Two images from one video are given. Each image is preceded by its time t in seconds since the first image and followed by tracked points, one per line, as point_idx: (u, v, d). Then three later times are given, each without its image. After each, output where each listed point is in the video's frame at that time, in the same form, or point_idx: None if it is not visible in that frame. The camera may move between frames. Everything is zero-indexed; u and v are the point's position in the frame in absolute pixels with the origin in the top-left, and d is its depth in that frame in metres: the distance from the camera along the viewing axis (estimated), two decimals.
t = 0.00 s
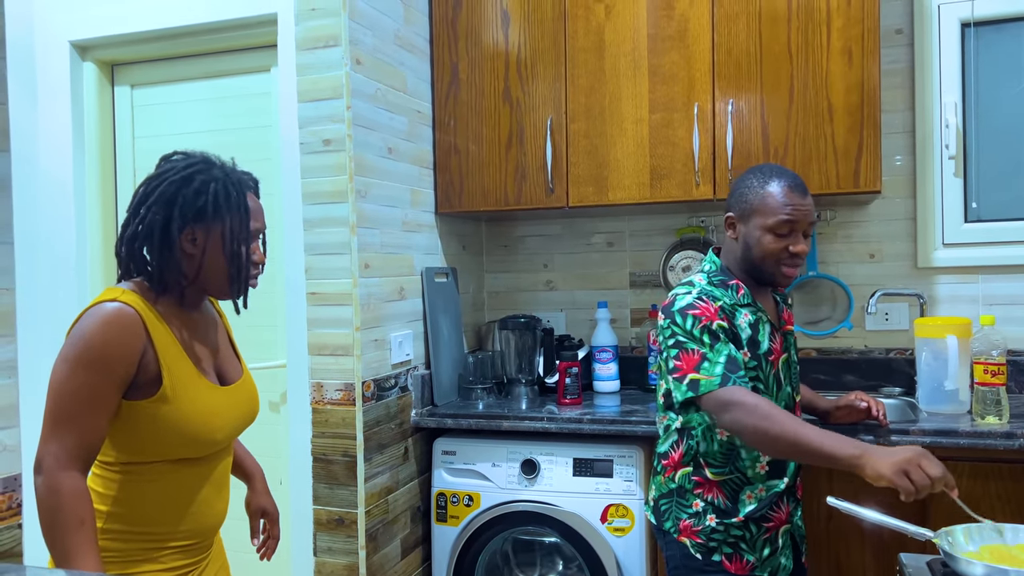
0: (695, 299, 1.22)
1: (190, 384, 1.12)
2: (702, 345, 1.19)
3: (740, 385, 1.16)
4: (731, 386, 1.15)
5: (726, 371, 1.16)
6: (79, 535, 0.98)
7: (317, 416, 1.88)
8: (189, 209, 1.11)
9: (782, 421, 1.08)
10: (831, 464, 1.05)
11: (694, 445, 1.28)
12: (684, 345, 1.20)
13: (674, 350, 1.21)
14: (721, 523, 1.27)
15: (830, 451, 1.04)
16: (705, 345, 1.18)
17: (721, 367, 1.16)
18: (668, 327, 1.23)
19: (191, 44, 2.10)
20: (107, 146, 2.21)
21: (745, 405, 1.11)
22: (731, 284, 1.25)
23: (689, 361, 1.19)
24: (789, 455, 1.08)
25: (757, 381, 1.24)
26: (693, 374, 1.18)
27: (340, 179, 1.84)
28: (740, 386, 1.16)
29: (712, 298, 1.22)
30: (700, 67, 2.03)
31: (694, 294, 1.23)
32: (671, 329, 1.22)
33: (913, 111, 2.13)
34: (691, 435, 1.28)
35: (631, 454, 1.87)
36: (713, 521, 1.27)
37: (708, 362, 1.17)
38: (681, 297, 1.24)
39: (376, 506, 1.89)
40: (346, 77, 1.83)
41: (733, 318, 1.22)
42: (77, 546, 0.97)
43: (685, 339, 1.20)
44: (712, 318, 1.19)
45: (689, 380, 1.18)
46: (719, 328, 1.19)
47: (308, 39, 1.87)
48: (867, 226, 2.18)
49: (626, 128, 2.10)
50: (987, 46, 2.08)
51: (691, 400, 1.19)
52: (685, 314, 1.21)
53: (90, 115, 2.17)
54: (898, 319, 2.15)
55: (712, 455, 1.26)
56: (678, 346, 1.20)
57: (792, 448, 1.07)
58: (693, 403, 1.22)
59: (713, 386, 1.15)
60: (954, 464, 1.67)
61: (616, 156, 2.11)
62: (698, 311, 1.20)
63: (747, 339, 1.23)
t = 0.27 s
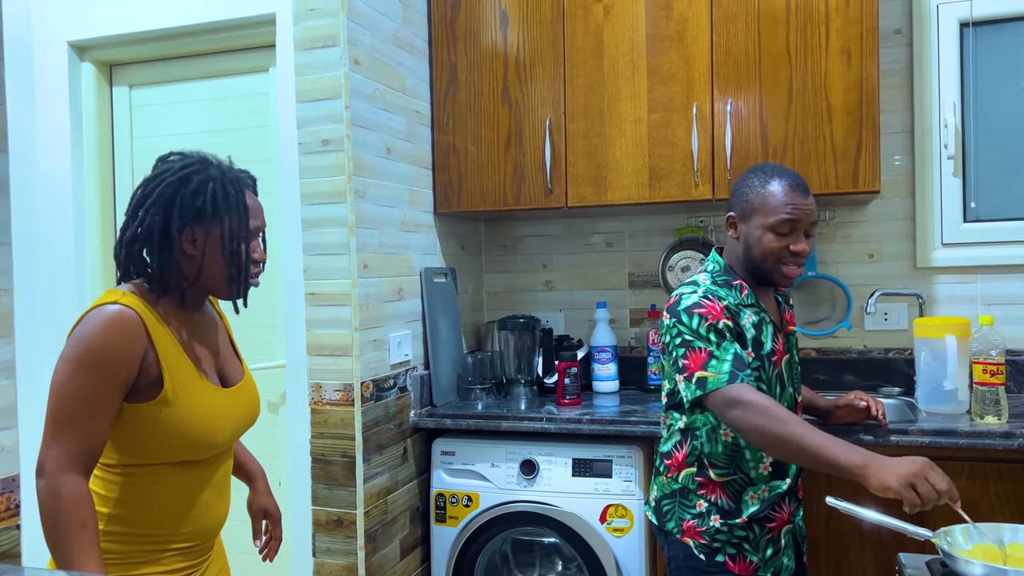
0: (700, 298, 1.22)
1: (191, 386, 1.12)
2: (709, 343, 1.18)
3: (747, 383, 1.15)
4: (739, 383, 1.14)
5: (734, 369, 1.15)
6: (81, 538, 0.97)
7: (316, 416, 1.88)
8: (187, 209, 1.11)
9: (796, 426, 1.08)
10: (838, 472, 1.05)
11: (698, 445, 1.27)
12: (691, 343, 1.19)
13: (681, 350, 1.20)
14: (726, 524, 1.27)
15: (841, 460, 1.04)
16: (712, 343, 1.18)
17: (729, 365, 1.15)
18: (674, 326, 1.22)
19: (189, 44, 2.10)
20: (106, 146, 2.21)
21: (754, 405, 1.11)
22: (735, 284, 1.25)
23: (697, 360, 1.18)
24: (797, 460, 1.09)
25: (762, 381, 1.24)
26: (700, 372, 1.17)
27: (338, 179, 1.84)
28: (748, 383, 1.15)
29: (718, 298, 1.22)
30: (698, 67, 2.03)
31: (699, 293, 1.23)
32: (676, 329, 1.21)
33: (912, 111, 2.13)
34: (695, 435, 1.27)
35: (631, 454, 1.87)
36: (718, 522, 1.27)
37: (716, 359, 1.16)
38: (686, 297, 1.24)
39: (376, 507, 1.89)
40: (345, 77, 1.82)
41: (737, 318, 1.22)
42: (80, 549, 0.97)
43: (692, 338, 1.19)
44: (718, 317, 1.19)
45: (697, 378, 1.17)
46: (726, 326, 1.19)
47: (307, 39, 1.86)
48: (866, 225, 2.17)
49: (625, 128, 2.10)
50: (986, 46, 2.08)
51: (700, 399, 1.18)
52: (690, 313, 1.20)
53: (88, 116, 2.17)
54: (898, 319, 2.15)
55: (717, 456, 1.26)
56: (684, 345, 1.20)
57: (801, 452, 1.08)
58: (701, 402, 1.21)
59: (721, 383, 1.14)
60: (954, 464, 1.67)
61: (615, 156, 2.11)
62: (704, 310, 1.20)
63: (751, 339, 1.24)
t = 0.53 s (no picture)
0: (707, 298, 1.21)
1: (193, 387, 1.12)
2: (720, 342, 1.17)
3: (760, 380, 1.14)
4: (754, 380, 1.13)
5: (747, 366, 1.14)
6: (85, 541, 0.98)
7: (314, 417, 1.87)
8: (190, 211, 1.10)
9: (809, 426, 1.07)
10: (843, 474, 1.04)
11: (699, 443, 1.27)
12: (701, 342, 1.18)
13: (691, 349, 1.19)
14: (722, 523, 1.27)
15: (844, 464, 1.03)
16: (723, 342, 1.17)
17: (742, 362, 1.15)
18: (682, 326, 1.21)
19: (187, 45, 2.10)
20: (104, 147, 2.21)
21: (767, 402, 1.10)
22: (739, 285, 1.25)
23: (708, 358, 1.17)
24: (802, 459, 1.08)
25: (768, 380, 1.24)
26: (713, 370, 1.16)
27: (336, 179, 1.83)
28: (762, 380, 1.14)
29: (725, 297, 1.22)
30: (696, 67, 2.03)
31: (706, 293, 1.22)
32: (685, 329, 1.20)
33: (910, 111, 2.13)
34: (697, 432, 1.27)
35: (629, 454, 1.86)
36: (714, 522, 1.27)
37: (728, 357, 1.16)
38: (693, 297, 1.23)
39: (374, 508, 1.88)
40: (342, 77, 1.82)
41: (743, 318, 1.22)
42: (84, 551, 0.98)
43: (701, 337, 1.18)
44: (727, 315, 1.18)
45: (710, 376, 1.16)
46: (735, 325, 1.19)
47: (304, 40, 1.86)
48: (864, 225, 2.17)
49: (623, 128, 2.10)
50: (984, 46, 2.08)
51: (713, 398, 1.17)
52: (699, 312, 1.19)
53: (85, 116, 2.17)
54: (896, 319, 2.14)
55: (716, 455, 1.25)
56: (694, 345, 1.18)
57: (807, 451, 1.07)
58: (712, 402, 1.20)
59: (735, 380, 1.14)
60: (952, 464, 1.67)
61: (613, 156, 2.11)
62: (712, 309, 1.19)
63: (757, 339, 1.24)
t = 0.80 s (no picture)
0: (706, 298, 1.21)
1: (195, 388, 1.12)
2: (715, 342, 1.17)
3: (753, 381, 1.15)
4: (746, 382, 1.14)
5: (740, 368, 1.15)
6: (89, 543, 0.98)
7: (312, 417, 1.87)
8: (187, 212, 1.11)
9: (800, 423, 1.07)
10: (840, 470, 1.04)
11: (698, 444, 1.27)
12: (696, 342, 1.18)
13: (686, 348, 1.20)
14: (722, 523, 1.27)
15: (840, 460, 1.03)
16: (718, 342, 1.17)
17: (735, 363, 1.15)
18: (679, 325, 1.22)
19: (184, 45, 2.10)
20: (101, 147, 2.21)
21: (759, 402, 1.10)
22: (739, 285, 1.25)
23: (702, 358, 1.17)
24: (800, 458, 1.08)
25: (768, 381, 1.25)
26: (706, 370, 1.16)
27: (333, 180, 1.83)
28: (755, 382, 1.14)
29: (724, 297, 1.22)
30: (694, 67, 2.03)
31: (705, 293, 1.22)
32: (682, 328, 1.21)
33: (906, 111, 2.13)
34: (695, 434, 1.27)
35: (627, 454, 1.87)
36: (714, 522, 1.27)
37: (722, 358, 1.16)
38: (692, 296, 1.23)
39: (372, 508, 1.88)
40: (340, 78, 1.82)
41: (742, 318, 1.22)
42: (87, 554, 0.97)
43: (697, 337, 1.19)
44: (724, 316, 1.19)
45: (704, 377, 1.16)
46: (731, 326, 1.19)
47: (302, 40, 1.86)
48: (861, 226, 2.18)
49: (620, 128, 2.10)
50: (980, 46, 2.09)
51: (705, 398, 1.18)
52: (696, 312, 1.20)
53: (83, 116, 2.16)
54: (893, 319, 2.15)
55: (716, 455, 1.25)
56: (689, 344, 1.19)
57: (805, 451, 1.06)
58: (705, 402, 1.20)
59: (727, 380, 1.14)
60: (949, 463, 1.68)
61: (611, 157, 2.11)
62: (710, 309, 1.19)
63: (756, 340, 1.24)
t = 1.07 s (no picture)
0: (703, 300, 1.21)
1: (194, 389, 1.12)
2: (710, 344, 1.18)
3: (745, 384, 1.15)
4: (738, 384, 1.14)
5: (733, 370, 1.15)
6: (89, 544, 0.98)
7: (310, 418, 1.87)
8: (183, 213, 1.11)
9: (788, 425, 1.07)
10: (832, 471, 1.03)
11: (696, 445, 1.27)
12: (690, 344, 1.19)
13: (680, 350, 1.20)
14: (719, 523, 1.27)
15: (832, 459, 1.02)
16: (712, 344, 1.18)
17: (728, 366, 1.15)
18: (675, 326, 1.22)
19: (181, 46, 2.09)
20: (98, 148, 2.21)
21: (748, 406, 1.10)
22: (737, 286, 1.25)
23: (695, 360, 1.18)
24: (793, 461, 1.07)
25: (765, 382, 1.25)
26: (699, 372, 1.16)
27: (331, 181, 1.83)
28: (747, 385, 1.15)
29: (720, 299, 1.22)
30: (691, 68, 2.04)
31: (702, 295, 1.23)
32: (677, 329, 1.21)
33: (903, 112, 2.14)
34: (694, 435, 1.27)
35: (625, 455, 1.87)
36: (711, 522, 1.27)
37: (715, 361, 1.16)
38: (689, 297, 1.24)
39: (370, 509, 1.88)
40: (338, 79, 1.82)
41: (739, 320, 1.23)
42: (86, 556, 0.97)
43: (691, 339, 1.19)
44: (720, 319, 1.19)
45: (696, 378, 1.16)
46: (726, 328, 1.19)
47: (300, 41, 1.86)
48: (858, 226, 2.18)
49: (618, 130, 2.11)
50: (977, 47, 2.09)
51: (698, 400, 1.18)
52: (692, 314, 1.20)
53: (80, 118, 2.16)
54: (890, 319, 2.15)
55: (715, 456, 1.25)
56: (684, 346, 1.19)
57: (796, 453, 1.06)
58: (698, 403, 1.21)
59: (720, 383, 1.14)
60: (946, 463, 1.68)
61: (608, 157, 2.11)
62: (706, 311, 1.20)
63: (753, 342, 1.24)
